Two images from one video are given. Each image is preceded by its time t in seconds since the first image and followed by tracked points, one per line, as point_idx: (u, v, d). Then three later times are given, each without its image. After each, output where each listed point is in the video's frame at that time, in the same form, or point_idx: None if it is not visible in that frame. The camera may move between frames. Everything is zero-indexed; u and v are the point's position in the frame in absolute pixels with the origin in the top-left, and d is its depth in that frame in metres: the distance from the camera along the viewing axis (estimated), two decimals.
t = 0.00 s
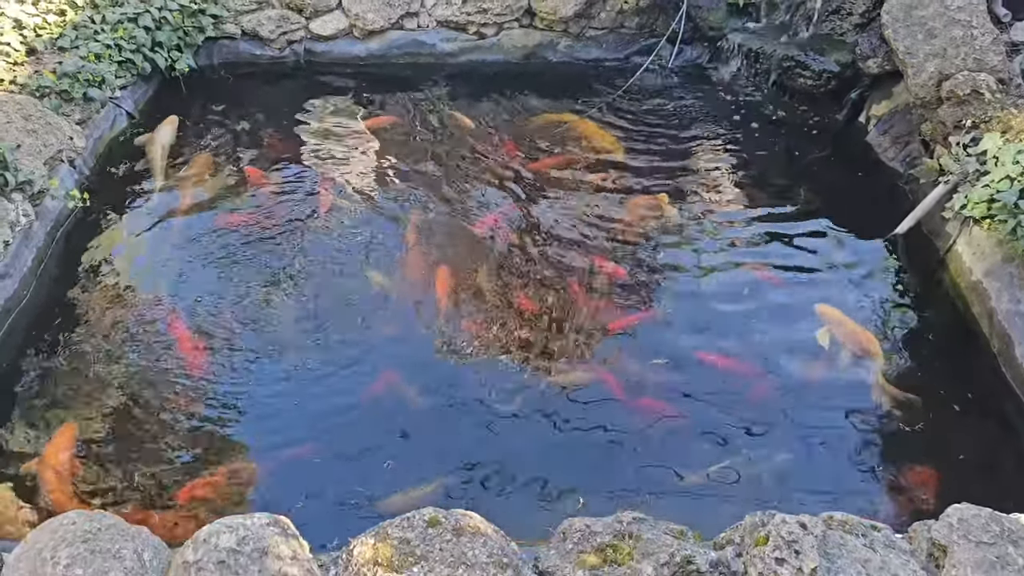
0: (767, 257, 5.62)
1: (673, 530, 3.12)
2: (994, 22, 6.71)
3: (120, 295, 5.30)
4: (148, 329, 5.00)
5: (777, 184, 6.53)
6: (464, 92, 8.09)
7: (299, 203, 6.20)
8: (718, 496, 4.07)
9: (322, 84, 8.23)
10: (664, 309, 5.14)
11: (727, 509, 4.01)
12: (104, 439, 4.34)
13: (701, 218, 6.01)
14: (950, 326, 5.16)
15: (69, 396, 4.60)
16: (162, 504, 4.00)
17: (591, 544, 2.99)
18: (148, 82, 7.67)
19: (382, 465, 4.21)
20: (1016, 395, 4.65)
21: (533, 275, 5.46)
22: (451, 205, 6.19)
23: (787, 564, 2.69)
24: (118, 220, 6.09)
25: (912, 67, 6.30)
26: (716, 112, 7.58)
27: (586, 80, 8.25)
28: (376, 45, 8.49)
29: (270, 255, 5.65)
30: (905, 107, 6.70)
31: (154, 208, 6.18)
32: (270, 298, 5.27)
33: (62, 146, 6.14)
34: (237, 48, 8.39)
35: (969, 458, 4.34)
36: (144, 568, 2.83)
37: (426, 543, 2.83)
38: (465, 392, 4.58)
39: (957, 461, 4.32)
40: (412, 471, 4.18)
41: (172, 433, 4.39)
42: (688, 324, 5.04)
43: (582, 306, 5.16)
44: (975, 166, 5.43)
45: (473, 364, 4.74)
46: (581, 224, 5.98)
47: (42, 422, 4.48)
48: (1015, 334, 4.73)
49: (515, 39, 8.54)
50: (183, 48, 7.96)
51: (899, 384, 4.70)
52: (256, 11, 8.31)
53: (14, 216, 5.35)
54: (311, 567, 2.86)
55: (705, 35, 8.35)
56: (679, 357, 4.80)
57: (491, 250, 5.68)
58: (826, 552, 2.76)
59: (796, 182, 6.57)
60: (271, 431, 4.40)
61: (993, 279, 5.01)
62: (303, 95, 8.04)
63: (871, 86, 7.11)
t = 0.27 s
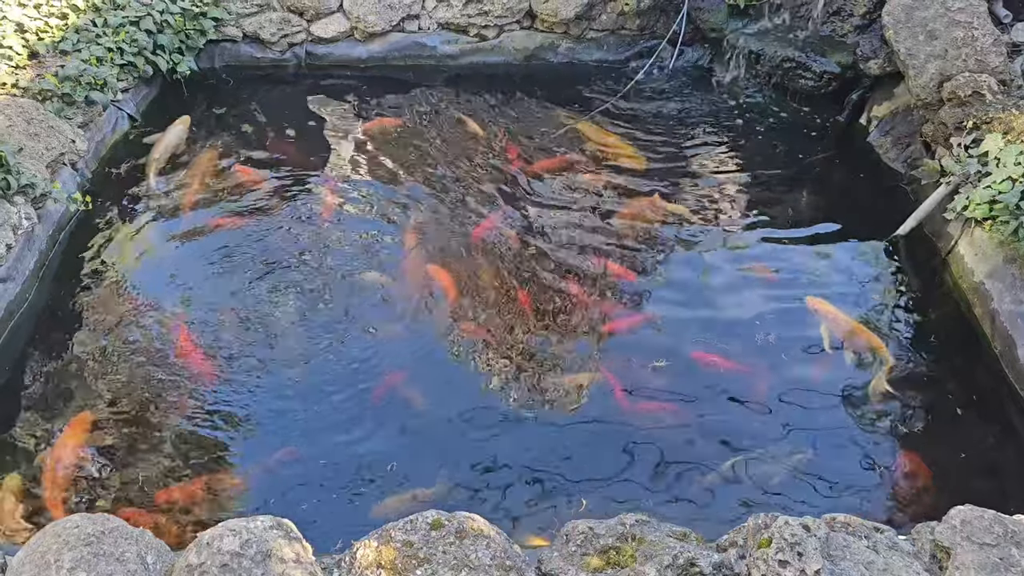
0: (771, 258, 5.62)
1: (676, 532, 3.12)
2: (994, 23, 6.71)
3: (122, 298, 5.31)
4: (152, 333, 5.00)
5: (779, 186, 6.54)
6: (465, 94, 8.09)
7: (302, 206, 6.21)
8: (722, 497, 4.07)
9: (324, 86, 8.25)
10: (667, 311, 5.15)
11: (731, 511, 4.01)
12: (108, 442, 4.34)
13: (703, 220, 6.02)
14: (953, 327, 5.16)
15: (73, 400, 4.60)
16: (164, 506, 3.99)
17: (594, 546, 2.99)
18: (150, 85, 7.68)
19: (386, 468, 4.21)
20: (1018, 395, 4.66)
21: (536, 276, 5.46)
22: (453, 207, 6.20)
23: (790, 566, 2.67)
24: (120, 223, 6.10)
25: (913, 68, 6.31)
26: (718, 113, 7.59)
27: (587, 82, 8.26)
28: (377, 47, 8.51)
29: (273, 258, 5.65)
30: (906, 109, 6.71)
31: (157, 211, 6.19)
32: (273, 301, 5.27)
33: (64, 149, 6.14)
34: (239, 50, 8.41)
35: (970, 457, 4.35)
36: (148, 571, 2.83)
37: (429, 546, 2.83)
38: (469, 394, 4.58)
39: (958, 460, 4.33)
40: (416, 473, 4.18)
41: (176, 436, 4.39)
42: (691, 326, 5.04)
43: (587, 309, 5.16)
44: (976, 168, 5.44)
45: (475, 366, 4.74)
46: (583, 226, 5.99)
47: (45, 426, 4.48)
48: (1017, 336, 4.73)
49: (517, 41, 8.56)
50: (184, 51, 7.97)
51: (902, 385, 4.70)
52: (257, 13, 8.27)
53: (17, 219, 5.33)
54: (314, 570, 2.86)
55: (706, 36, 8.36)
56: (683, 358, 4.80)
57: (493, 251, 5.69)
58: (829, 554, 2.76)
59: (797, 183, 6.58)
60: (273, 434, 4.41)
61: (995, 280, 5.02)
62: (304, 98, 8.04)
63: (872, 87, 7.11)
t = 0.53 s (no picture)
0: (772, 258, 5.63)
1: (678, 531, 3.12)
2: (995, 22, 6.71)
3: (124, 300, 5.31)
4: (154, 334, 5.00)
5: (780, 185, 6.54)
6: (467, 94, 8.11)
7: (304, 206, 6.22)
8: (724, 497, 4.07)
9: (325, 88, 8.26)
10: (669, 311, 5.15)
11: (733, 509, 4.01)
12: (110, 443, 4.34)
13: (704, 220, 6.02)
14: (954, 327, 5.14)
15: (76, 401, 4.61)
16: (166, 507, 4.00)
17: (596, 546, 3.00)
18: (152, 86, 7.70)
19: (388, 467, 4.21)
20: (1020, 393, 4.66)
21: (537, 276, 5.47)
22: (455, 207, 6.21)
23: (793, 565, 2.66)
24: (121, 225, 6.12)
25: (914, 68, 6.31)
26: (718, 113, 7.60)
27: (587, 82, 8.29)
28: (378, 48, 8.53)
29: (275, 258, 5.66)
30: (907, 108, 6.72)
31: (159, 212, 6.20)
32: (275, 302, 5.28)
33: (66, 151, 6.15)
34: (241, 52, 8.46)
35: (972, 454, 4.36)
36: (150, 571, 2.83)
37: (431, 546, 2.83)
38: (471, 394, 4.59)
39: (960, 456, 4.34)
40: (418, 473, 4.18)
41: (178, 437, 4.39)
42: (692, 325, 5.04)
43: (588, 309, 5.16)
44: (977, 167, 5.45)
45: (475, 367, 4.72)
46: (584, 225, 6.00)
47: (48, 426, 4.49)
48: (1018, 334, 4.73)
49: (518, 42, 8.59)
50: (186, 53, 7.99)
51: (904, 383, 4.70)
52: (258, 15, 8.26)
53: (19, 221, 5.33)
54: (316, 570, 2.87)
55: (707, 36, 8.40)
56: (684, 357, 4.80)
57: (494, 251, 5.69)
58: (831, 553, 2.75)
59: (798, 182, 6.58)
60: (274, 435, 4.40)
61: (996, 279, 5.02)
62: (306, 99, 8.06)
63: (873, 86, 7.11)
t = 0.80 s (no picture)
0: (776, 261, 5.62)
1: (680, 534, 3.12)
2: (998, 25, 6.72)
3: (129, 304, 5.33)
4: (158, 338, 5.02)
5: (784, 188, 6.54)
6: (469, 98, 8.12)
7: (308, 209, 6.24)
8: (728, 501, 4.06)
9: (329, 91, 8.29)
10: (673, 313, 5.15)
11: (736, 514, 4.01)
12: (114, 446, 4.35)
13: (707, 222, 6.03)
14: (959, 330, 5.13)
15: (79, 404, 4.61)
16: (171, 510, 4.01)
17: (599, 549, 3.00)
18: (156, 90, 7.72)
19: (391, 471, 4.22)
20: None
21: (540, 278, 5.48)
22: (458, 210, 6.22)
23: (796, 567, 2.66)
24: (126, 228, 6.14)
25: (916, 70, 6.32)
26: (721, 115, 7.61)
27: (590, 85, 8.30)
28: (381, 52, 8.55)
29: (278, 262, 5.67)
30: (910, 110, 6.72)
31: (163, 215, 6.21)
32: (279, 305, 5.29)
33: (70, 154, 6.17)
34: (244, 56, 8.47)
35: (976, 455, 4.36)
36: (153, 573, 2.83)
37: (434, 548, 2.83)
38: (474, 397, 4.58)
39: (964, 457, 4.34)
40: (421, 477, 4.18)
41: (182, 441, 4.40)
42: (696, 328, 5.04)
43: (592, 311, 5.17)
44: (980, 169, 5.42)
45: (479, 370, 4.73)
46: (587, 227, 6.01)
47: (52, 429, 4.50)
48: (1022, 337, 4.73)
49: (521, 45, 8.60)
50: (190, 57, 8.02)
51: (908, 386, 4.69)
52: (262, 19, 8.29)
53: (23, 224, 5.32)
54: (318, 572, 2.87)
55: (710, 40, 8.37)
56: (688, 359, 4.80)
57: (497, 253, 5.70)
58: (834, 556, 2.75)
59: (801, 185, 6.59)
60: (278, 438, 4.41)
61: (1000, 282, 5.02)
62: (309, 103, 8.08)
63: (876, 88, 7.12)
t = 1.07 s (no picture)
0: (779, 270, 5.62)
1: (684, 544, 3.11)
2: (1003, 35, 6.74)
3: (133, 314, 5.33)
4: (162, 349, 5.03)
5: (788, 198, 6.53)
6: (474, 109, 8.14)
7: (312, 220, 6.25)
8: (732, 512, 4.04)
9: (334, 102, 8.32)
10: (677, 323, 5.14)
11: (741, 525, 3.98)
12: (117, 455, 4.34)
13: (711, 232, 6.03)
14: (965, 340, 5.10)
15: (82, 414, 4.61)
16: (172, 521, 4.00)
17: (602, 559, 2.98)
18: (161, 102, 7.77)
19: (394, 482, 4.21)
20: None
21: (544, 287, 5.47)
22: (461, 220, 6.23)
23: None
24: (131, 239, 6.16)
25: (921, 80, 6.31)
26: (726, 125, 7.62)
27: (593, 95, 8.32)
28: (386, 63, 8.57)
29: (282, 272, 5.69)
30: (914, 120, 6.72)
31: (167, 226, 6.23)
32: (282, 315, 5.29)
33: (76, 165, 6.21)
34: (249, 67, 8.51)
35: (982, 463, 4.34)
36: None
37: (436, 558, 2.82)
38: (478, 407, 4.58)
39: (970, 466, 4.32)
40: (424, 487, 4.17)
41: (184, 451, 4.39)
42: (699, 338, 5.04)
43: (595, 320, 5.16)
44: (985, 178, 5.42)
45: (481, 379, 4.72)
46: (591, 238, 6.01)
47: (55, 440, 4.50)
48: None
49: (525, 56, 8.62)
50: (195, 69, 8.07)
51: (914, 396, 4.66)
52: (267, 30, 8.35)
53: (29, 235, 5.35)
54: None
55: (714, 50, 8.38)
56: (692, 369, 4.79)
57: (501, 262, 5.69)
58: (839, 567, 2.73)
59: (806, 195, 6.57)
60: (281, 448, 4.41)
61: (1006, 291, 5.00)
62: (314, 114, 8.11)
63: (880, 98, 7.13)
